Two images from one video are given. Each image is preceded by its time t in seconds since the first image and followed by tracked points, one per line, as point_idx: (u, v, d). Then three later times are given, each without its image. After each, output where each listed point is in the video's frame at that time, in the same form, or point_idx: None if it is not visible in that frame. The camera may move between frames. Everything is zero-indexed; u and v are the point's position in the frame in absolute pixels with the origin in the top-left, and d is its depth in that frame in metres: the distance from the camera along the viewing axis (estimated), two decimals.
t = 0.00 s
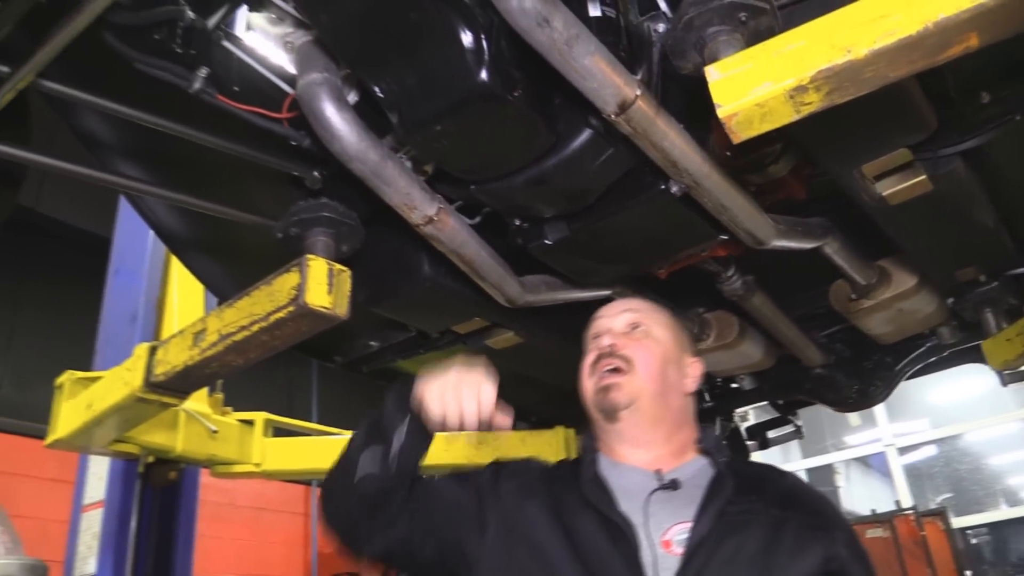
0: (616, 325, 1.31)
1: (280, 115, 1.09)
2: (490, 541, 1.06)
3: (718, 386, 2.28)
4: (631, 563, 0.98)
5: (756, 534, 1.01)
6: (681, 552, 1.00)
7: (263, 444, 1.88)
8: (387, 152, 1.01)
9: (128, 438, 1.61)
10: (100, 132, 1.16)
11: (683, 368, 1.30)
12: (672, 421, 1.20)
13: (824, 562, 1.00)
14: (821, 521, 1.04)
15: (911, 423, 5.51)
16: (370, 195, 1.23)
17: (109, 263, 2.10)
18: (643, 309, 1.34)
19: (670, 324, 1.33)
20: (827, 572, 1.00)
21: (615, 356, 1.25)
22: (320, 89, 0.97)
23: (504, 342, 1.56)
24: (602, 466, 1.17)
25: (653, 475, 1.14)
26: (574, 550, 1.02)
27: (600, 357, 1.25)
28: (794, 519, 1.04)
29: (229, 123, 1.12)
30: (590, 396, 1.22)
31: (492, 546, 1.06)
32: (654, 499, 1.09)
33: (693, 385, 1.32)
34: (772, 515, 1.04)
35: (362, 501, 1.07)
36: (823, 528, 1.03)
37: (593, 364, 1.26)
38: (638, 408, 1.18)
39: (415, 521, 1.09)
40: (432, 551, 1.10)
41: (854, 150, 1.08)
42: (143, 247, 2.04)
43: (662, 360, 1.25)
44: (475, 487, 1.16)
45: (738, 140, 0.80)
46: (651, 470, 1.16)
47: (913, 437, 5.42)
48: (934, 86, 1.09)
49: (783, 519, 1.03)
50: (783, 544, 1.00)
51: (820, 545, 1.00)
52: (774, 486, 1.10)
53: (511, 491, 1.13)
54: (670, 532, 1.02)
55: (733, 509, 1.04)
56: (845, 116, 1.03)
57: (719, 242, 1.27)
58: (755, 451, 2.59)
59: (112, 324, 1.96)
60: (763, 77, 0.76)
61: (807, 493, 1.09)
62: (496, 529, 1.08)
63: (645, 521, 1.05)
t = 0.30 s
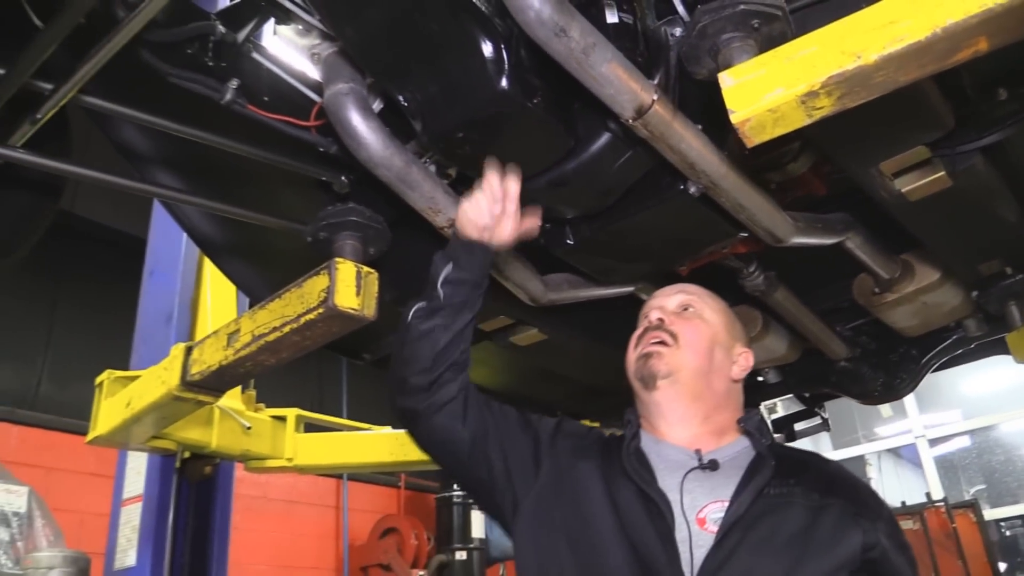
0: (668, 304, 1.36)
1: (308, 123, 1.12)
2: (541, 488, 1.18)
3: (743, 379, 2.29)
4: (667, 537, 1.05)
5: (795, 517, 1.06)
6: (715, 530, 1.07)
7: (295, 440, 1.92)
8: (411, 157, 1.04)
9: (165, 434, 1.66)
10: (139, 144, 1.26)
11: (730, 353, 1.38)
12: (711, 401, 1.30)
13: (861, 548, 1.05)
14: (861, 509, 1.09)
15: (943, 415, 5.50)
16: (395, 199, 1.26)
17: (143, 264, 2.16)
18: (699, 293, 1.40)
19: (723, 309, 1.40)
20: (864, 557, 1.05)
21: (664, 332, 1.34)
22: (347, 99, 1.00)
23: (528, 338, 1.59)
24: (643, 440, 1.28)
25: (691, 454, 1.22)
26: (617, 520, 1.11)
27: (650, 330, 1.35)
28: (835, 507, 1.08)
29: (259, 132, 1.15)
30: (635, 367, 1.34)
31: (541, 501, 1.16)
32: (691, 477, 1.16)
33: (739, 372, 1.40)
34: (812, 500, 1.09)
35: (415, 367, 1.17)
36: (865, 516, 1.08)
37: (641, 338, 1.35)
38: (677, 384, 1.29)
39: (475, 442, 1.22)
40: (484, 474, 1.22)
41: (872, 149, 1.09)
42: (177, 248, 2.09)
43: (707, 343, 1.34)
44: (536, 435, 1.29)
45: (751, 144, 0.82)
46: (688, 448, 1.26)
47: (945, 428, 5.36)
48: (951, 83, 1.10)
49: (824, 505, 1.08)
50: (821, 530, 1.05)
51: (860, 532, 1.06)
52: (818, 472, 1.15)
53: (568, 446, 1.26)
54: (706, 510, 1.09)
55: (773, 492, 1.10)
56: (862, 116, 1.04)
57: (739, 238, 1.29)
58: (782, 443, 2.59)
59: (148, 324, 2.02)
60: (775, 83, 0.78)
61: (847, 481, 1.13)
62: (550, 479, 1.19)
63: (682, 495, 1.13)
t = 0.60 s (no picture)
0: (691, 298, 1.35)
1: (323, 128, 1.14)
2: (561, 478, 1.20)
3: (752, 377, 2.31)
4: (681, 530, 1.07)
5: (812, 510, 1.06)
6: (729, 523, 1.09)
7: (308, 437, 1.95)
8: (425, 162, 1.05)
9: (181, 433, 1.69)
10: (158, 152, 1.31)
11: (752, 347, 1.39)
12: (730, 394, 1.32)
13: (881, 543, 1.03)
14: (882, 501, 1.07)
15: (952, 411, 5.48)
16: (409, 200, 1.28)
17: (158, 264, 2.19)
18: (722, 287, 1.39)
19: (747, 303, 1.40)
20: (884, 552, 1.04)
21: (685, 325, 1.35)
22: (360, 106, 1.02)
23: (539, 338, 1.61)
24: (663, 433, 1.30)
25: (710, 447, 1.23)
26: (632, 512, 1.13)
27: (670, 323, 1.36)
28: (854, 500, 1.07)
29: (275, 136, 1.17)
30: (654, 359, 1.36)
31: (560, 491, 1.19)
32: (708, 471, 1.17)
33: (762, 365, 1.40)
34: (831, 493, 1.08)
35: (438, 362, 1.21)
36: (886, 509, 1.06)
37: (662, 331, 1.37)
38: (696, 377, 1.31)
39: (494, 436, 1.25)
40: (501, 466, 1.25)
41: (879, 154, 1.10)
42: (190, 248, 2.12)
43: (729, 336, 1.35)
44: (555, 428, 1.31)
45: (758, 151, 0.84)
46: (707, 441, 1.28)
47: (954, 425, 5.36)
48: (958, 87, 1.11)
49: (844, 499, 1.07)
50: (838, 525, 1.05)
51: (879, 526, 1.04)
52: (838, 464, 1.14)
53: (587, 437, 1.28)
54: (721, 503, 1.11)
55: (791, 485, 1.10)
56: (868, 120, 1.05)
57: (747, 240, 1.30)
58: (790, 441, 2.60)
59: (163, 323, 2.05)
60: (782, 91, 0.79)
61: (869, 473, 1.12)
62: (569, 466, 1.22)
63: (698, 490, 1.15)
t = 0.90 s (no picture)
0: (694, 297, 1.39)
1: (330, 133, 1.15)
2: (570, 488, 1.22)
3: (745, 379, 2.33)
4: (689, 533, 1.09)
5: (820, 510, 1.09)
6: (737, 526, 1.10)
7: (306, 439, 1.96)
8: (433, 168, 1.07)
9: (180, 434, 1.70)
10: (163, 154, 1.31)
11: (758, 345, 1.39)
12: (736, 394, 1.31)
13: (890, 541, 1.06)
14: (890, 500, 1.09)
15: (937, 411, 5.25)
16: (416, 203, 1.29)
17: (154, 264, 2.19)
18: (725, 285, 1.42)
19: (749, 302, 1.41)
20: (893, 549, 1.06)
21: (688, 326, 1.36)
22: (370, 113, 1.03)
23: (538, 340, 1.62)
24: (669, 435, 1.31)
25: (717, 447, 1.24)
26: (640, 515, 1.15)
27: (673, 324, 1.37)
28: (861, 498, 1.09)
29: (281, 140, 1.18)
30: (659, 361, 1.37)
31: (569, 502, 1.20)
32: (716, 473, 1.19)
33: (769, 365, 1.40)
34: (839, 492, 1.10)
35: (434, 412, 1.19)
36: (895, 506, 1.08)
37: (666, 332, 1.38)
38: (701, 377, 1.31)
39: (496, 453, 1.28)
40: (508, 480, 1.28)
41: (879, 164, 1.12)
42: (188, 249, 2.12)
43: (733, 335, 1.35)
44: (559, 442, 1.32)
45: (765, 160, 0.86)
46: (714, 442, 1.27)
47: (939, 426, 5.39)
48: (956, 99, 1.13)
49: (851, 497, 1.09)
50: (846, 523, 1.07)
51: (887, 523, 1.06)
52: (845, 460, 1.17)
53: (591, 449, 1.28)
54: (728, 506, 1.13)
55: (798, 485, 1.12)
56: (869, 130, 1.07)
57: (746, 246, 1.32)
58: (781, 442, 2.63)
59: (160, 323, 2.05)
60: (789, 103, 0.81)
61: (878, 473, 1.14)
62: (576, 481, 1.23)
63: (705, 493, 1.16)
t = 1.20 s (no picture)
0: (711, 300, 1.37)
1: (340, 144, 1.16)
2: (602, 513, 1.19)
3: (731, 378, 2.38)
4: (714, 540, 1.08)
5: (845, 514, 1.05)
6: (764, 531, 1.08)
7: (303, 444, 1.95)
8: (444, 178, 1.09)
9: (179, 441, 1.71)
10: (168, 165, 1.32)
11: (782, 341, 1.33)
12: (757, 396, 1.26)
13: (915, 544, 1.01)
14: (916, 501, 1.05)
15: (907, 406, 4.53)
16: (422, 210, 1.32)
17: (146, 271, 2.19)
18: (743, 283, 1.38)
19: (769, 299, 1.37)
20: (919, 552, 1.01)
21: (705, 329, 1.32)
22: (383, 125, 1.05)
23: (537, 344, 1.65)
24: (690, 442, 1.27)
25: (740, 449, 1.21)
26: (663, 526, 1.13)
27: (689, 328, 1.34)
28: (887, 502, 1.05)
29: (290, 151, 1.21)
30: (678, 366, 1.33)
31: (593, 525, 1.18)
32: (741, 476, 1.16)
33: (796, 361, 1.33)
34: (864, 495, 1.06)
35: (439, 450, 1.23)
36: (921, 507, 1.04)
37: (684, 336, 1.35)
38: (717, 381, 1.27)
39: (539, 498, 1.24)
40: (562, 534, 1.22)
41: (873, 171, 1.17)
42: (180, 255, 2.13)
43: (751, 335, 1.30)
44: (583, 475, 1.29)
45: (772, 170, 0.89)
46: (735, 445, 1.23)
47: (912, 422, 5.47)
48: (945, 108, 1.18)
49: (876, 501, 1.05)
50: (871, 527, 1.03)
51: (913, 525, 1.02)
52: (870, 461, 1.14)
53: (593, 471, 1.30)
54: (754, 510, 1.10)
55: (824, 489, 1.09)
56: (865, 139, 1.11)
57: (742, 250, 1.36)
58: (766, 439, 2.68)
59: (153, 330, 2.06)
60: (798, 116, 0.85)
61: (902, 474, 1.10)
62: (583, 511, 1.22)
63: (732, 497, 1.14)
